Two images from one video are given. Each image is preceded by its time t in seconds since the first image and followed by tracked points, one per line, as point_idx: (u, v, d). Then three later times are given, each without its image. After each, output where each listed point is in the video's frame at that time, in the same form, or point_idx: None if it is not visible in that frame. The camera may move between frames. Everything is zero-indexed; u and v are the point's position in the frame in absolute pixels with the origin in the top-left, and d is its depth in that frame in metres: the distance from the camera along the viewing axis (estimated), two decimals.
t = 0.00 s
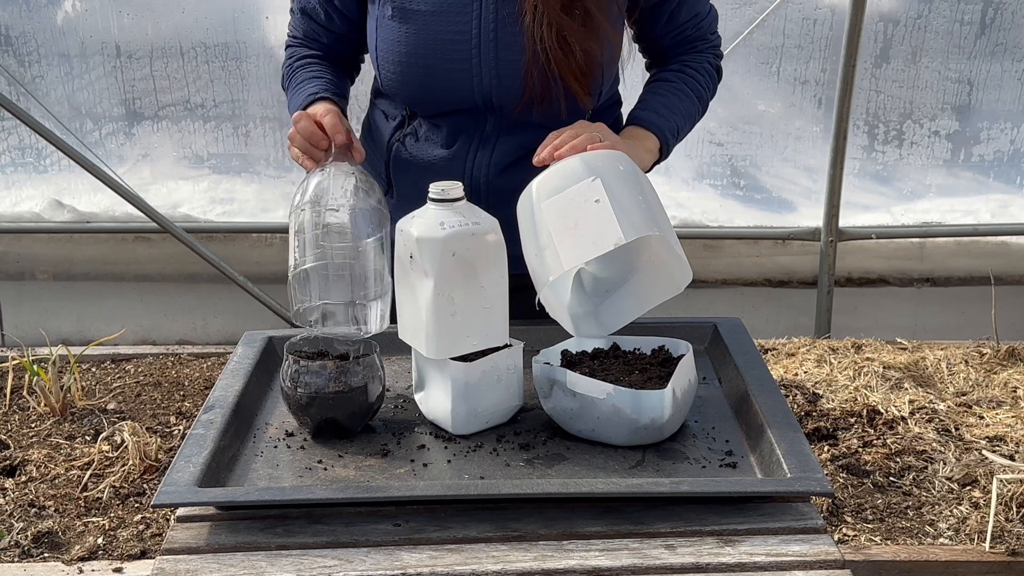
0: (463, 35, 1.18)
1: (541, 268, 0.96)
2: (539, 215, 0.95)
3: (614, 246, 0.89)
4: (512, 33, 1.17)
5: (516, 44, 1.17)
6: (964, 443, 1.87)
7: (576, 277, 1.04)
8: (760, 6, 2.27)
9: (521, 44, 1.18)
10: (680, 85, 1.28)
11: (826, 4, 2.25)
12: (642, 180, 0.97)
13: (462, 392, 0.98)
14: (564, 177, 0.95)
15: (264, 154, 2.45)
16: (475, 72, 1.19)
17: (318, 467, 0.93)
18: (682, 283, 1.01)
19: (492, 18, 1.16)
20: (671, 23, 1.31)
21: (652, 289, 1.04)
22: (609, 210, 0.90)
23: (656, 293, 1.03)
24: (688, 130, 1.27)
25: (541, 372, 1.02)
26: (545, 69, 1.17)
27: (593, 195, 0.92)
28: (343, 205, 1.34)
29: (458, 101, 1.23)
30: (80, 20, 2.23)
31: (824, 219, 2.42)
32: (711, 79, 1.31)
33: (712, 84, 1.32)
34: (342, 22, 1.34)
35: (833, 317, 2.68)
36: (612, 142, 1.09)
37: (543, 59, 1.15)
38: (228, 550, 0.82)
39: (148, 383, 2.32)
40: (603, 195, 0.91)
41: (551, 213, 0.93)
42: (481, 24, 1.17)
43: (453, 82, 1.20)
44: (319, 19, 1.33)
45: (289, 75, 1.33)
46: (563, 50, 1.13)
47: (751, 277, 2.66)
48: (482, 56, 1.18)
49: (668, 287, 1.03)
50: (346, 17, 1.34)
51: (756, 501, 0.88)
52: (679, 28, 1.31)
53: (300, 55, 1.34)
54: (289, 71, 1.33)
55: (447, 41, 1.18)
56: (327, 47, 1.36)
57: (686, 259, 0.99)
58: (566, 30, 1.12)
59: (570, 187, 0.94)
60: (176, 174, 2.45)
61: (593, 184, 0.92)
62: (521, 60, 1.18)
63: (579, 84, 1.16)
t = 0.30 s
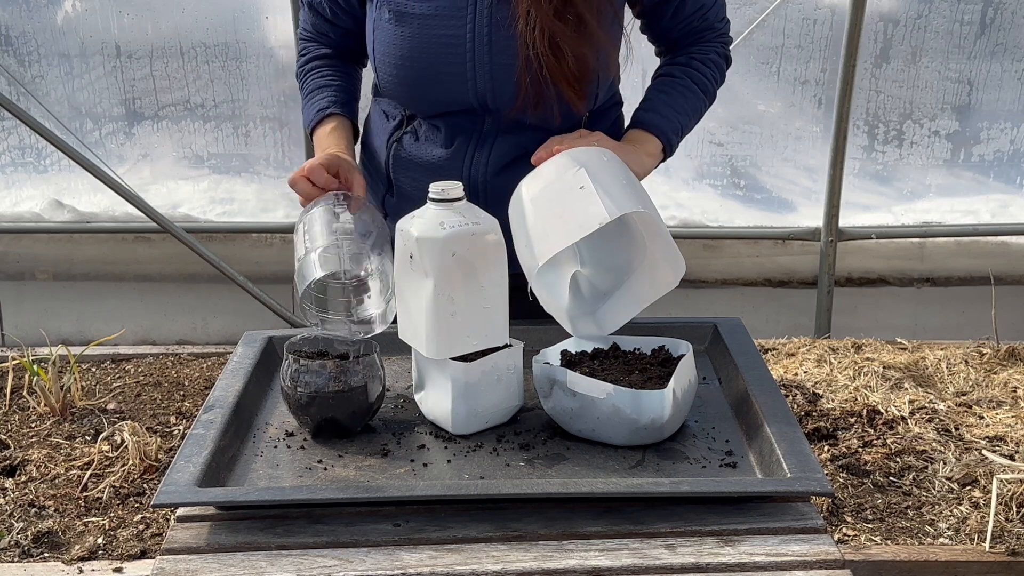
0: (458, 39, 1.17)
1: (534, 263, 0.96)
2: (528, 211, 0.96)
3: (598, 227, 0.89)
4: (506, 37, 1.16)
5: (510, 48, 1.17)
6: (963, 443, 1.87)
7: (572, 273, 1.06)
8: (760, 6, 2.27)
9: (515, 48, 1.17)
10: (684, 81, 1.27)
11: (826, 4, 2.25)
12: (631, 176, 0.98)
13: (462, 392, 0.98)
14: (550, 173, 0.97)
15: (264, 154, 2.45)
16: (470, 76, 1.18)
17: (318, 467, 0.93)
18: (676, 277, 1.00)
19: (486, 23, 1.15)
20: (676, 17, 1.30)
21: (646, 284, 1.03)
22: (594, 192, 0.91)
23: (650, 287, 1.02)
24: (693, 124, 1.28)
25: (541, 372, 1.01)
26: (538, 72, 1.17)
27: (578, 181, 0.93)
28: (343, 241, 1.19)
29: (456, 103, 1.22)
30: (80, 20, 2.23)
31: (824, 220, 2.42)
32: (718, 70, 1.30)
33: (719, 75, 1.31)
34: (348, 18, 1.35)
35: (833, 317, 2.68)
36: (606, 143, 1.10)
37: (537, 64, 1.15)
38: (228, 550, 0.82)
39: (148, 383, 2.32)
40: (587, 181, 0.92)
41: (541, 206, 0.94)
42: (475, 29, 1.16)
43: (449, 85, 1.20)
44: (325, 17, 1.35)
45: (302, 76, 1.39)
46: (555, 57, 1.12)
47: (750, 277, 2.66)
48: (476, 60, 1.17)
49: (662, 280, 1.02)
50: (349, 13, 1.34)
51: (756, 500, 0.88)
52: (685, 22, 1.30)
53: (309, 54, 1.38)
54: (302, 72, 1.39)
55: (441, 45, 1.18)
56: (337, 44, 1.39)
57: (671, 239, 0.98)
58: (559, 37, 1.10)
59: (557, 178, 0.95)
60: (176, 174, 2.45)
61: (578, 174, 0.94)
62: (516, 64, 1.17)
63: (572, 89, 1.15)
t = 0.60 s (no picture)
0: (459, 44, 1.17)
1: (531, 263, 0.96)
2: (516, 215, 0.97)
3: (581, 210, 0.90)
4: (507, 43, 1.16)
5: (511, 53, 1.16)
6: (963, 443, 1.87)
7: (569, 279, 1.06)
8: (760, 5, 2.27)
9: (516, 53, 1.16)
10: (686, 81, 1.28)
11: (826, 4, 2.26)
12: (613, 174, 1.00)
13: (462, 392, 0.98)
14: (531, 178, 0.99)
15: (264, 154, 2.45)
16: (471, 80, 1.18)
17: (318, 467, 0.93)
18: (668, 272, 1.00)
19: (487, 29, 1.15)
20: (678, 14, 1.29)
21: (646, 279, 1.03)
22: (575, 183, 0.93)
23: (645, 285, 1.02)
24: (694, 126, 1.28)
25: (541, 371, 1.02)
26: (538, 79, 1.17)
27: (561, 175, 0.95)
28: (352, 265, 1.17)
29: (457, 106, 1.22)
30: (80, 20, 2.24)
31: (824, 220, 2.42)
32: (721, 67, 1.30)
33: (722, 74, 1.31)
34: (348, 23, 1.35)
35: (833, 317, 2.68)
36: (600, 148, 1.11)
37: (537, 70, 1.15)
38: (228, 550, 0.82)
39: (148, 383, 2.32)
40: (568, 174, 0.94)
41: (529, 203, 0.95)
42: (476, 34, 1.16)
43: (449, 90, 1.20)
44: (326, 25, 1.35)
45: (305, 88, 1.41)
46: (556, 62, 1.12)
47: (751, 277, 2.66)
48: (477, 64, 1.17)
49: (660, 273, 1.02)
50: (352, 18, 1.34)
51: (756, 500, 0.88)
52: (687, 19, 1.29)
53: (311, 67, 1.40)
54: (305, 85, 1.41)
55: (442, 51, 1.17)
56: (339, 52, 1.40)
57: (658, 227, 0.99)
58: (558, 42, 1.11)
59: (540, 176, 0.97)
60: (176, 174, 2.45)
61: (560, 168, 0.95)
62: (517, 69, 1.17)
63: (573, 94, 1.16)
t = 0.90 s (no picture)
0: (460, 45, 1.17)
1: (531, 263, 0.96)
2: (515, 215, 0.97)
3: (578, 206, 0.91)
4: (508, 44, 1.16)
5: (512, 55, 1.16)
6: (964, 443, 1.87)
7: (568, 281, 1.06)
8: (760, 6, 2.27)
9: (517, 55, 1.16)
10: (688, 80, 1.28)
11: (826, 4, 2.26)
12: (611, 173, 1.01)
13: (462, 392, 0.98)
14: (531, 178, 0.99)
15: (264, 154, 2.45)
16: (472, 82, 1.18)
17: (318, 467, 0.93)
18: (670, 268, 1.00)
19: (488, 30, 1.15)
20: (681, 12, 1.29)
21: (646, 279, 1.03)
22: (572, 182, 0.93)
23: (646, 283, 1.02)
24: (696, 126, 1.29)
25: (541, 371, 1.02)
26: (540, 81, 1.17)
27: (558, 174, 0.95)
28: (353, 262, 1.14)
29: (457, 108, 1.22)
30: (81, 20, 2.24)
31: (824, 220, 2.42)
32: (724, 66, 1.30)
33: (724, 72, 1.31)
34: (348, 23, 1.35)
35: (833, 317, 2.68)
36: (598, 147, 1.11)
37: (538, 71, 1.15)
38: (228, 550, 0.82)
39: (148, 383, 2.32)
40: (565, 173, 0.95)
41: (527, 203, 0.96)
42: (477, 35, 1.15)
43: (450, 91, 1.20)
44: (324, 25, 1.35)
45: (302, 89, 1.41)
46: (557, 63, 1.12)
47: (751, 277, 2.66)
48: (478, 66, 1.17)
49: (659, 272, 1.02)
50: (351, 18, 1.34)
51: (756, 500, 0.88)
52: (689, 18, 1.29)
53: (309, 67, 1.40)
54: (302, 86, 1.41)
55: (443, 52, 1.17)
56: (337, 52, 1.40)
57: (657, 226, 0.99)
58: (560, 45, 1.11)
59: (539, 178, 0.98)
60: (176, 174, 2.45)
61: (558, 168, 0.96)
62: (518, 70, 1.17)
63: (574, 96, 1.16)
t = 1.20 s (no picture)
0: (461, 43, 1.16)
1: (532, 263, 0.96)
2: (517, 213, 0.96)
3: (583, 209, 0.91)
4: (508, 43, 1.16)
5: (512, 54, 1.16)
6: (964, 443, 1.87)
7: (568, 281, 1.06)
8: (760, 6, 2.27)
9: (518, 54, 1.16)
10: (688, 81, 1.28)
11: (826, 4, 2.25)
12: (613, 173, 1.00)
13: (462, 392, 0.98)
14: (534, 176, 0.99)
15: (264, 154, 2.45)
16: (472, 81, 1.18)
17: (318, 467, 0.93)
18: (670, 269, 1.00)
19: (489, 29, 1.15)
20: (681, 14, 1.29)
21: (646, 278, 1.03)
22: (577, 183, 0.93)
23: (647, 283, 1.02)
24: (696, 126, 1.28)
25: (541, 371, 1.02)
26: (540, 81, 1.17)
27: (562, 175, 0.95)
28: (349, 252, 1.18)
29: (457, 107, 1.22)
30: (81, 20, 2.24)
31: (824, 220, 2.42)
32: (724, 67, 1.30)
33: (724, 73, 1.31)
34: (345, 18, 1.34)
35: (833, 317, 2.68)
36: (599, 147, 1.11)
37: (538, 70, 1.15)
38: (228, 550, 0.82)
39: (148, 383, 2.32)
40: (570, 174, 0.94)
41: (528, 203, 0.95)
42: (478, 34, 1.15)
43: (450, 90, 1.20)
44: (322, 19, 1.35)
45: (300, 79, 1.41)
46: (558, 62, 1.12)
47: (751, 277, 2.66)
48: (479, 64, 1.17)
49: (659, 272, 1.02)
50: (347, 14, 1.34)
51: (756, 501, 0.88)
52: (689, 19, 1.29)
53: (306, 58, 1.40)
54: (300, 76, 1.41)
55: (443, 50, 1.17)
56: (334, 45, 1.39)
57: (658, 226, 0.99)
58: (561, 44, 1.11)
59: (542, 177, 0.97)
60: (176, 174, 2.45)
61: (561, 169, 0.96)
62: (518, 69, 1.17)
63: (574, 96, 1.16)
